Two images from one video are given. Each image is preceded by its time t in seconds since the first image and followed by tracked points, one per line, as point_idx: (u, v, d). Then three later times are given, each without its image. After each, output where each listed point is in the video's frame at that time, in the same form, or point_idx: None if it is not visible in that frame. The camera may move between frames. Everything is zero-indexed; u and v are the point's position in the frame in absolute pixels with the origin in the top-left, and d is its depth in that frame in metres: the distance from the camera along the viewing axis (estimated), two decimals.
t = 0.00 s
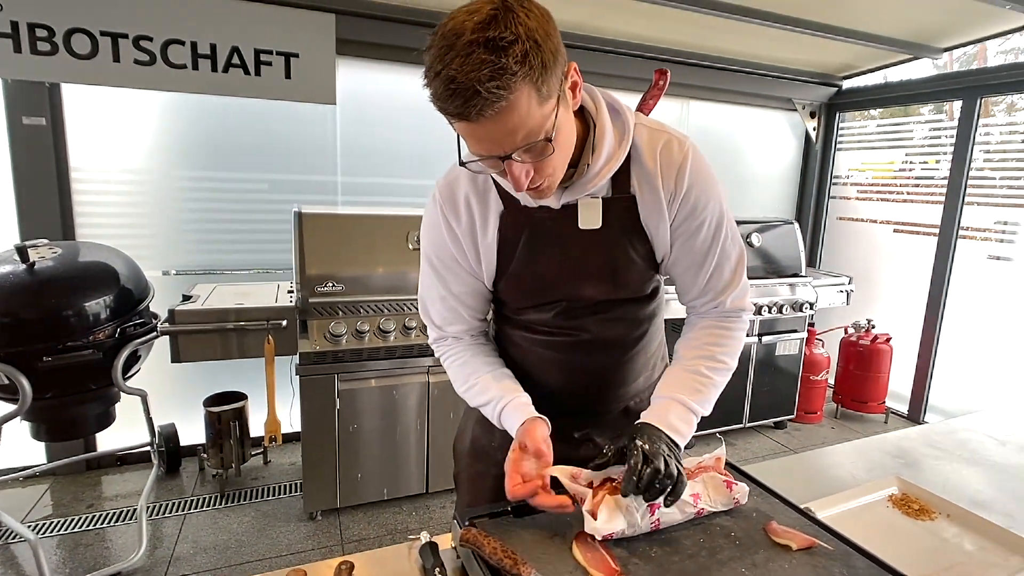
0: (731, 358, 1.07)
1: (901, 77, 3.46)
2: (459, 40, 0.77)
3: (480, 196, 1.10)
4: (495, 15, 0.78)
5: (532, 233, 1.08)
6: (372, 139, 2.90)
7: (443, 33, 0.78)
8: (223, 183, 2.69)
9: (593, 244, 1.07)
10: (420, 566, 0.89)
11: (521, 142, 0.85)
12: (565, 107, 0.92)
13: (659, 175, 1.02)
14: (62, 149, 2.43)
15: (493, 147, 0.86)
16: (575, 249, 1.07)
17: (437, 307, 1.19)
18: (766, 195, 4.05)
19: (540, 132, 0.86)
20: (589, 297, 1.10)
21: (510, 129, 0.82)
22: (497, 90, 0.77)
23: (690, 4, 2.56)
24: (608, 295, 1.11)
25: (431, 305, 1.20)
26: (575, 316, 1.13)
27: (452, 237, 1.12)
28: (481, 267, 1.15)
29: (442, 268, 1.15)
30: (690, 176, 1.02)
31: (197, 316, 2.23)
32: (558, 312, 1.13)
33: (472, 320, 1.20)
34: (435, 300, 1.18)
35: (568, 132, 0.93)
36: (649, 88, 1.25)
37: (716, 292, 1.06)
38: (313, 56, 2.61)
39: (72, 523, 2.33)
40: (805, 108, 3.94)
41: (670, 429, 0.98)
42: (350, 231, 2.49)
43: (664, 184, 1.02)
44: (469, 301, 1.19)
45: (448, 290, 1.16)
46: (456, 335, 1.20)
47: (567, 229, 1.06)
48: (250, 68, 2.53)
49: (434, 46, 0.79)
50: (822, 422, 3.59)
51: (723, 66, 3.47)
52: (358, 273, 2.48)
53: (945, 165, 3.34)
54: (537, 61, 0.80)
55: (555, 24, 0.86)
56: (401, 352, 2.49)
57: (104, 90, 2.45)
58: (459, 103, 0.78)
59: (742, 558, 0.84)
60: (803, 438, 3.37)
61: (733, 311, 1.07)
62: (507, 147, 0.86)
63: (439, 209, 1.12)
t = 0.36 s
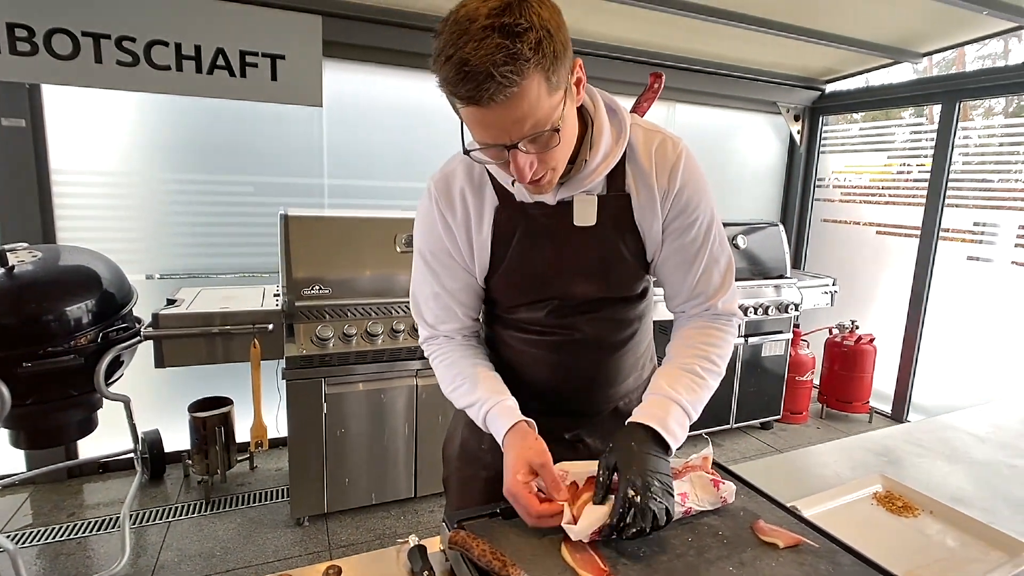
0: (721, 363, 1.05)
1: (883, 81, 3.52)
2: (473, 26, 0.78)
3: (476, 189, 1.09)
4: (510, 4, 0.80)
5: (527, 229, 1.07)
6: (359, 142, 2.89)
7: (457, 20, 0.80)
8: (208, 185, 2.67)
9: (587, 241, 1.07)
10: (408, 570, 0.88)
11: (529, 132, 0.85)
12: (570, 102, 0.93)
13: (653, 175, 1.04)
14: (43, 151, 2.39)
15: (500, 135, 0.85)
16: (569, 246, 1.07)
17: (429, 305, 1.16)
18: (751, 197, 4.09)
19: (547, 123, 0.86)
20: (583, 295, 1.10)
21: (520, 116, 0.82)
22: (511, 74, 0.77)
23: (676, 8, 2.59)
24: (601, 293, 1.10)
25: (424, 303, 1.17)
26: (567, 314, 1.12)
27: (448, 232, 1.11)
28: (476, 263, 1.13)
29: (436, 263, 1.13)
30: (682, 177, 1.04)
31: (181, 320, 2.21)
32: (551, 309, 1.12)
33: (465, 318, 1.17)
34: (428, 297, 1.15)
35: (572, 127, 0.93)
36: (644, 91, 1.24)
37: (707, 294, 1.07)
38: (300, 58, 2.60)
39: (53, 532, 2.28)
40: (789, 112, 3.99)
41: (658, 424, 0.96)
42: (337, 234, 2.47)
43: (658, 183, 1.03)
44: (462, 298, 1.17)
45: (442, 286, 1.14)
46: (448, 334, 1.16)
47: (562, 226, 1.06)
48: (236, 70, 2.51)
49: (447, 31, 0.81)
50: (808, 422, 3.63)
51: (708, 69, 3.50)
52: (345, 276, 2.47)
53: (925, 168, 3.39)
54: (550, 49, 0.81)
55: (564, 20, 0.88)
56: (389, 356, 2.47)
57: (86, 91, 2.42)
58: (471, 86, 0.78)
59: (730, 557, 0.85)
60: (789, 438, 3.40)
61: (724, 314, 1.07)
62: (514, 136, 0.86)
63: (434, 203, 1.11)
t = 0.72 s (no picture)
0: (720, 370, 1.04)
1: (876, 83, 3.55)
2: (489, 20, 0.79)
3: (472, 187, 1.09)
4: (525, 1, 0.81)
5: (523, 228, 1.07)
6: (355, 144, 2.89)
7: (472, 13, 0.80)
8: (203, 188, 2.66)
9: (583, 240, 1.07)
10: (404, 571, 0.88)
11: (537, 129, 0.86)
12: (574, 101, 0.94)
13: (648, 175, 1.04)
14: (35, 153, 2.38)
15: (508, 130, 0.85)
16: (565, 245, 1.07)
17: (425, 305, 1.16)
18: (745, 199, 4.11)
19: (554, 121, 0.87)
20: (578, 293, 1.10)
21: (531, 112, 0.83)
22: (526, 69, 0.78)
23: (670, 10, 2.60)
24: (596, 292, 1.11)
25: (420, 303, 1.16)
26: (563, 312, 1.12)
27: (444, 232, 1.10)
28: (472, 262, 1.13)
29: (432, 263, 1.12)
30: (676, 176, 1.04)
31: (175, 322, 2.20)
32: (546, 309, 1.12)
33: (462, 318, 1.17)
34: (424, 297, 1.15)
35: (574, 125, 0.94)
36: (638, 93, 1.23)
37: (700, 295, 1.06)
38: (295, 59, 2.60)
39: (45, 536, 2.27)
40: (782, 114, 4.01)
41: (668, 443, 0.93)
42: (333, 236, 2.47)
43: (653, 183, 1.04)
44: (459, 297, 1.16)
45: (438, 287, 1.13)
46: (444, 334, 1.16)
47: (558, 225, 1.06)
48: (230, 72, 2.51)
49: (461, 25, 0.81)
50: (802, 422, 3.64)
51: (703, 72, 3.52)
52: (339, 278, 2.47)
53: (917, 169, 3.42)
54: (562, 48, 0.82)
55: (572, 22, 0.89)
56: (385, 357, 2.47)
57: (79, 93, 2.41)
58: (486, 78, 0.78)
59: (725, 556, 0.85)
60: (784, 439, 3.41)
61: (718, 315, 1.07)
62: (523, 132, 0.86)
63: (429, 202, 1.11)
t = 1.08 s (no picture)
0: (707, 359, 1.08)
1: (875, 86, 3.56)
2: (491, 23, 0.80)
3: (470, 189, 1.09)
4: (527, 4, 0.82)
5: (521, 230, 1.07)
6: (355, 149, 2.90)
7: (474, 16, 0.81)
8: (204, 191, 2.67)
9: (581, 242, 1.07)
10: (404, 571, 0.88)
11: (537, 131, 0.86)
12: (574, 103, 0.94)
13: (647, 178, 1.05)
14: (37, 156, 2.39)
15: (509, 132, 0.85)
16: (564, 246, 1.08)
17: (422, 306, 1.15)
18: (745, 202, 4.12)
19: (555, 124, 0.88)
20: (577, 294, 1.11)
21: (532, 114, 0.83)
22: (528, 72, 0.79)
23: (669, 13, 2.62)
24: (595, 293, 1.11)
25: (416, 303, 1.15)
26: (562, 313, 1.12)
27: (442, 233, 1.11)
28: (470, 263, 1.13)
29: (429, 264, 1.12)
30: (674, 180, 1.05)
31: (176, 325, 2.21)
32: (546, 310, 1.12)
33: (457, 318, 1.16)
34: (420, 297, 1.14)
35: (573, 127, 0.95)
36: (634, 97, 1.24)
37: (697, 294, 1.08)
38: (295, 63, 2.61)
39: (45, 540, 2.27)
40: (782, 117, 4.02)
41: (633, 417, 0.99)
42: (333, 239, 2.48)
43: (652, 186, 1.05)
44: (456, 299, 1.16)
45: (435, 286, 1.13)
46: (442, 334, 1.15)
47: (557, 226, 1.06)
48: (231, 76, 2.52)
49: (464, 27, 0.81)
50: (803, 425, 3.64)
51: (702, 75, 3.53)
52: (339, 281, 2.47)
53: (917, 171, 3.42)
54: (564, 52, 0.83)
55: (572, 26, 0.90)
56: (385, 360, 2.48)
57: (81, 97, 2.42)
58: (487, 80, 0.79)
59: (723, 556, 0.85)
60: (785, 442, 3.41)
61: (714, 312, 1.09)
62: (523, 134, 0.86)
63: (428, 203, 1.11)
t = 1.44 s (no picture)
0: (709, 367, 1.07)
1: (876, 91, 3.56)
2: (505, 28, 0.80)
3: (477, 193, 1.08)
4: (540, 11, 0.82)
5: (528, 233, 1.07)
6: (358, 154, 2.92)
7: (488, 21, 0.82)
8: (207, 196, 2.69)
9: (587, 245, 1.08)
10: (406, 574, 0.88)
11: (548, 137, 0.87)
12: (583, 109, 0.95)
13: (651, 183, 1.05)
14: (43, 162, 2.40)
15: (521, 137, 0.86)
16: (569, 249, 1.08)
17: (427, 308, 1.13)
18: (747, 206, 4.12)
19: (566, 129, 0.88)
20: (582, 297, 1.11)
21: (544, 120, 0.84)
22: (542, 78, 0.79)
23: (671, 19, 2.63)
24: (600, 295, 1.11)
25: (421, 306, 1.13)
26: (566, 316, 1.12)
27: (448, 235, 1.08)
28: (475, 266, 1.11)
29: (435, 266, 1.10)
30: (678, 186, 1.05)
31: (179, 329, 2.21)
32: (549, 312, 1.12)
33: (464, 321, 1.15)
34: (425, 300, 1.12)
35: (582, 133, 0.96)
36: (636, 102, 1.21)
37: (697, 298, 1.09)
38: (298, 68, 2.63)
39: (47, 544, 2.27)
40: (783, 122, 4.03)
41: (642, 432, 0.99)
42: (336, 243, 2.48)
43: (655, 191, 1.05)
44: (462, 302, 1.14)
45: (441, 290, 1.11)
46: (448, 337, 1.14)
47: (562, 229, 1.07)
48: (235, 81, 2.54)
49: (477, 32, 0.82)
50: (806, 430, 3.62)
51: (704, 80, 3.54)
52: (341, 285, 2.47)
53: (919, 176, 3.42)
54: (576, 58, 0.84)
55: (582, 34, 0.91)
56: (388, 364, 2.48)
57: (87, 103, 2.44)
58: (501, 85, 0.79)
59: (725, 559, 0.85)
60: (787, 447, 3.40)
61: (711, 318, 1.09)
62: (534, 140, 0.86)
63: (434, 205, 1.09)
